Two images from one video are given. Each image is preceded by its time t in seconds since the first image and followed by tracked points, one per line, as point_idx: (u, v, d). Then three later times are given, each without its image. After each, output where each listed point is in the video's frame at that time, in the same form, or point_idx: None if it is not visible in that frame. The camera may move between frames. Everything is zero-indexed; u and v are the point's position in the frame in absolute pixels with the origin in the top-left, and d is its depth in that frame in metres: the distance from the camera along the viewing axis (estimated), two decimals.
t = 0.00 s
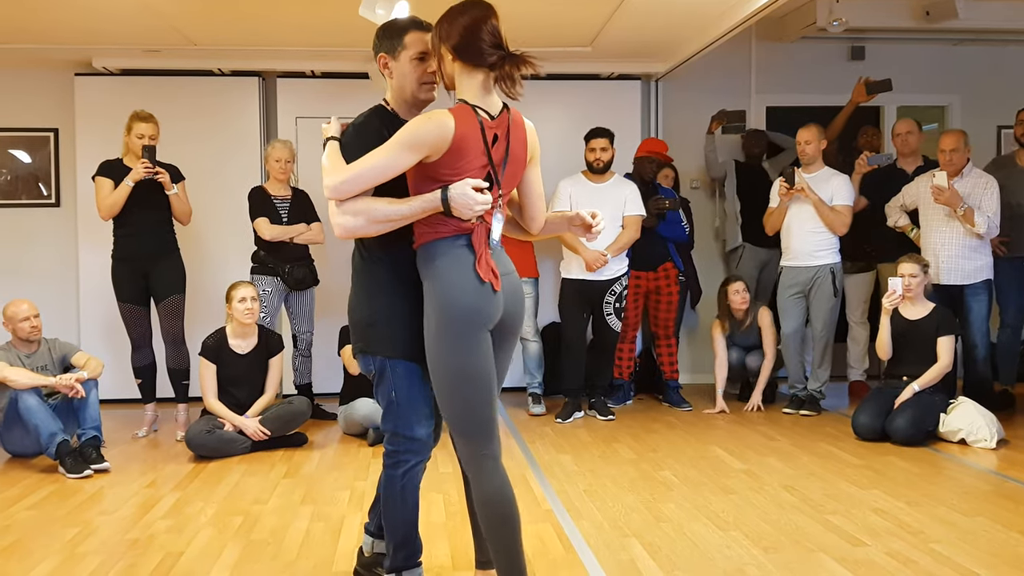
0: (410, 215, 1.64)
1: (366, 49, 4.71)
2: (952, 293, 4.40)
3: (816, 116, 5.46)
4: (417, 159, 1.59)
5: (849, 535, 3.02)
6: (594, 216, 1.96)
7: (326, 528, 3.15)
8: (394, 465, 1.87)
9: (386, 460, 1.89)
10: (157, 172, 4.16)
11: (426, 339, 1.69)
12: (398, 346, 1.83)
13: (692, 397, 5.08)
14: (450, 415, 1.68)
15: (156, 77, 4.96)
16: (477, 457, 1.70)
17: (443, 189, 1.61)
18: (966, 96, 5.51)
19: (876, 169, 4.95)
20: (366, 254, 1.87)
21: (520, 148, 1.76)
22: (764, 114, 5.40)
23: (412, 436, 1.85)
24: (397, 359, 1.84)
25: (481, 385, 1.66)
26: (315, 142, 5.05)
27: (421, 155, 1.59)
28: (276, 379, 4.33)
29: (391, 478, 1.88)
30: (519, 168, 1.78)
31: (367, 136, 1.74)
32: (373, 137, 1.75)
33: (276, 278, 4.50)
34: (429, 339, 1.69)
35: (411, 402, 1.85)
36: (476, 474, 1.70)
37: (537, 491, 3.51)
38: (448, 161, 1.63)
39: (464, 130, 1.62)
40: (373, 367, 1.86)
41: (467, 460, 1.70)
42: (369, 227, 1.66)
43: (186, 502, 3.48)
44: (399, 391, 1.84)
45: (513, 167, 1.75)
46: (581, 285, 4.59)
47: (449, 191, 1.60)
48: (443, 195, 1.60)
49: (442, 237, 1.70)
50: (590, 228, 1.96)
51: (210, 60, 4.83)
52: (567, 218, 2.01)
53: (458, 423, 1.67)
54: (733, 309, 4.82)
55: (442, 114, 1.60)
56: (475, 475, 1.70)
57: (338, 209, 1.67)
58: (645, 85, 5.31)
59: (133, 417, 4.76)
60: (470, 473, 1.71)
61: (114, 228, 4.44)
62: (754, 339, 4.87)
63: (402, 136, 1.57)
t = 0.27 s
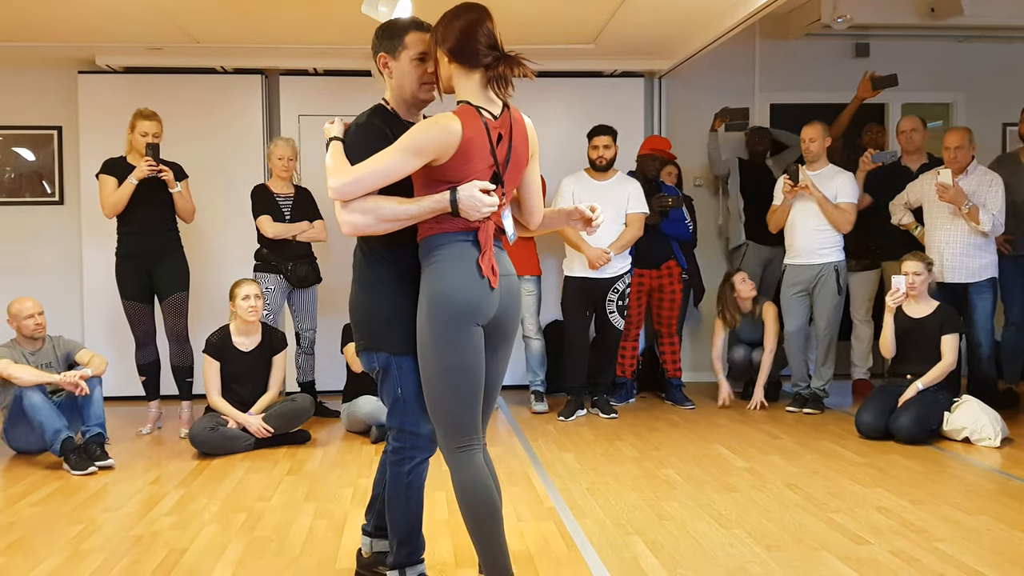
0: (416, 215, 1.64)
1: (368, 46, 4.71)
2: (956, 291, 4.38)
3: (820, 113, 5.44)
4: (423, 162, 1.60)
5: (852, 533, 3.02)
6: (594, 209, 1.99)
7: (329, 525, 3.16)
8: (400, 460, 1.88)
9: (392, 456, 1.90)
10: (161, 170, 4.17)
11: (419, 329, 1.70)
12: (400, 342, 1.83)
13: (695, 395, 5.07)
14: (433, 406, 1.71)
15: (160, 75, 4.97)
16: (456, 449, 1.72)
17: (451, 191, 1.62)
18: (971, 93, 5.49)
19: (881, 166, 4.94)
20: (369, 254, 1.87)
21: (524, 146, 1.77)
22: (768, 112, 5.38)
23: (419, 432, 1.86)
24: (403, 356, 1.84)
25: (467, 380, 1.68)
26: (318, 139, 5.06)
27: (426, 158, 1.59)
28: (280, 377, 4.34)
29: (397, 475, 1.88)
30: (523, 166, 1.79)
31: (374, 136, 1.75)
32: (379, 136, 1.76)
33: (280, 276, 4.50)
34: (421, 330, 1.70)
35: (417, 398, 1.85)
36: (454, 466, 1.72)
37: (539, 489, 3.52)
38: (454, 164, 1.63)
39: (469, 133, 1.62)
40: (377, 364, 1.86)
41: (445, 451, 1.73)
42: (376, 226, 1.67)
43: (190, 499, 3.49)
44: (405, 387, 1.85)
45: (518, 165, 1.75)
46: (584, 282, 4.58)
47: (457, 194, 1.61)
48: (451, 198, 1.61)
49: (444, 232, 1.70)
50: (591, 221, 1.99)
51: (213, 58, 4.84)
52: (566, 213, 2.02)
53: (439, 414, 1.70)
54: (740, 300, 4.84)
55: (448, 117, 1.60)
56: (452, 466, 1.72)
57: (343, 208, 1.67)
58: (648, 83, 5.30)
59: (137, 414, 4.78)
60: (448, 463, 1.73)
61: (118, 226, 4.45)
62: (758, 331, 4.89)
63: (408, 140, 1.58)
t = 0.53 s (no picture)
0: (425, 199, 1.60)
1: (373, 44, 4.71)
2: (961, 289, 4.38)
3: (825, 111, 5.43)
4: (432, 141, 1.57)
5: (856, 531, 3.02)
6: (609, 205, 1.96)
7: (334, 522, 3.16)
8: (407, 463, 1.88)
9: (399, 458, 1.90)
10: (165, 168, 4.17)
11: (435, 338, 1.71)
12: (411, 348, 1.82)
13: (699, 392, 5.07)
14: (449, 415, 1.71)
15: (164, 72, 4.97)
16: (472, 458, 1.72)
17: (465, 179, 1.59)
18: (976, 90, 5.48)
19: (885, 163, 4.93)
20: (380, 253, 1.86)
21: (536, 136, 1.76)
22: (773, 109, 5.37)
23: (425, 436, 1.86)
24: (411, 360, 1.82)
25: (484, 388, 1.69)
26: (322, 137, 5.06)
27: (436, 137, 1.57)
28: (284, 374, 4.34)
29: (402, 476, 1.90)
30: (535, 157, 1.77)
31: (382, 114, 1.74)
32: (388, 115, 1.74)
33: (284, 273, 4.50)
34: (438, 339, 1.71)
35: (425, 404, 1.84)
36: (470, 473, 1.73)
37: (543, 487, 3.52)
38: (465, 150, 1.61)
39: (481, 117, 1.60)
40: (388, 368, 1.86)
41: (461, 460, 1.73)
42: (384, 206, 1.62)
43: (195, 496, 3.49)
44: (413, 392, 1.83)
45: (530, 156, 1.74)
46: (588, 280, 4.58)
47: (472, 182, 1.57)
48: (466, 186, 1.57)
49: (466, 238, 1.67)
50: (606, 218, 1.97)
51: (217, 55, 4.84)
52: (581, 210, 2.00)
53: (456, 423, 1.71)
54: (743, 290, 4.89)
55: (460, 98, 1.58)
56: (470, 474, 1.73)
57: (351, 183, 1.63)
58: (652, 80, 5.29)
59: (141, 411, 4.78)
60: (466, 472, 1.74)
61: (122, 223, 4.45)
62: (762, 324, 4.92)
63: (419, 117, 1.55)
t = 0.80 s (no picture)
0: (469, 194, 1.57)
1: (377, 42, 4.71)
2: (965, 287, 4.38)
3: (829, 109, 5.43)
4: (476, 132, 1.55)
5: (860, 529, 3.02)
6: (607, 243, 2.00)
7: (338, 520, 3.16)
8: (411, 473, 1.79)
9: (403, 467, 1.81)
10: (169, 166, 4.17)
11: (463, 342, 1.65)
12: (431, 355, 1.73)
13: (703, 391, 5.07)
14: (473, 423, 1.66)
15: (167, 71, 4.98)
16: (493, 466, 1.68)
17: (512, 174, 1.57)
18: (980, 89, 5.48)
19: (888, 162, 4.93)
20: (397, 256, 1.75)
21: (570, 129, 1.77)
22: (776, 108, 5.37)
23: (433, 447, 1.77)
24: (430, 370, 1.73)
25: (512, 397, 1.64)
26: (326, 136, 5.06)
27: (479, 129, 1.54)
28: (288, 372, 4.34)
29: (405, 485, 1.81)
30: (569, 151, 1.78)
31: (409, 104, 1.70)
32: (415, 105, 1.70)
33: (287, 272, 4.50)
34: (466, 344, 1.65)
35: (439, 413, 1.75)
36: (489, 480, 1.69)
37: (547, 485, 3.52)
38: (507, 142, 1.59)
39: (523, 110, 1.59)
40: (404, 377, 1.76)
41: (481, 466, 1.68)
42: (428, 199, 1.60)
43: (199, 494, 3.50)
44: (427, 402, 1.74)
45: (566, 150, 1.75)
46: (592, 278, 4.58)
47: (521, 177, 1.55)
48: (514, 181, 1.55)
49: (502, 235, 1.63)
50: (604, 255, 2.00)
51: (221, 54, 4.85)
52: (579, 242, 2.00)
53: (482, 432, 1.66)
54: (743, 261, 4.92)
55: (503, 91, 1.56)
56: (490, 482, 1.69)
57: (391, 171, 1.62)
58: (656, 78, 5.30)
59: (145, 409, 4.79)
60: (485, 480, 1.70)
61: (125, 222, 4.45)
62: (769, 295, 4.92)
63: (463, 108, 1.53)
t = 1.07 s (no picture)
0: (539, 211, 1.55)
1: (378, 41, 4.70)
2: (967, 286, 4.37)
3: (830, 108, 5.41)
4: (542, 147, 1.54)
5: (862, 528, 3.01)
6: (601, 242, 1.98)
7: (338, 520, 3.15)
8: (466, 486, 1.71)
9: (454, 478, 1.73)
10: (169, 165, 4.17)
11: (522, 346, 1.59)
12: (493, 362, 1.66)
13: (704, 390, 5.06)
14: (533, 428, 1.60)
15: (168, 70, 4.97)
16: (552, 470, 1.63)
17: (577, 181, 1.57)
18: (982, 87, 5.47)
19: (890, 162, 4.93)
20: (448, 262, 1.66)
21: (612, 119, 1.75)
22: (778, 106, 5.36)
23: (491, 457, 1.70)
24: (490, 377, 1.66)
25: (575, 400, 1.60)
26: (328, 135, 5.06)
27: (545, 143, 1.54)
28: (288, 371, 4.33)
29: (457, 498, 1.72)
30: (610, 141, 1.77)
31: (442, 121, 1.63)
32: (448, 119, 1.63)
33: (287, 271, 4.49)
34: (526, 348, 1.59)
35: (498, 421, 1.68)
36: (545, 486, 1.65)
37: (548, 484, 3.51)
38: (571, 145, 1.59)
39: (588, 112, 1.60)
40: (457, 386, 1.68)
41: (532, 471, 1.63)
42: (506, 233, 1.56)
43: (199, 494, 3.49)
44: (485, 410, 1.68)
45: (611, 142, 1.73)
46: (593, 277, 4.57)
47: (587, 184, 1.56)
48: (581, 188, 1.56)
49: (566, 229, 1.60)
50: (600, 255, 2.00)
51: (221, 53, 4.84)
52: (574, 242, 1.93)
53: (544, 437, 1.61)
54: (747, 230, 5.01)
55: (560, 96, 1.55)
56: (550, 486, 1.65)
57: (459, 215, 1.57)
58: (657, 77, 5.29)
59: (145, 409, 4.78)
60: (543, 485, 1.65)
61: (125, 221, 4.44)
62: (771, 265, 4.96)
63: (528, 125, 1.52)
